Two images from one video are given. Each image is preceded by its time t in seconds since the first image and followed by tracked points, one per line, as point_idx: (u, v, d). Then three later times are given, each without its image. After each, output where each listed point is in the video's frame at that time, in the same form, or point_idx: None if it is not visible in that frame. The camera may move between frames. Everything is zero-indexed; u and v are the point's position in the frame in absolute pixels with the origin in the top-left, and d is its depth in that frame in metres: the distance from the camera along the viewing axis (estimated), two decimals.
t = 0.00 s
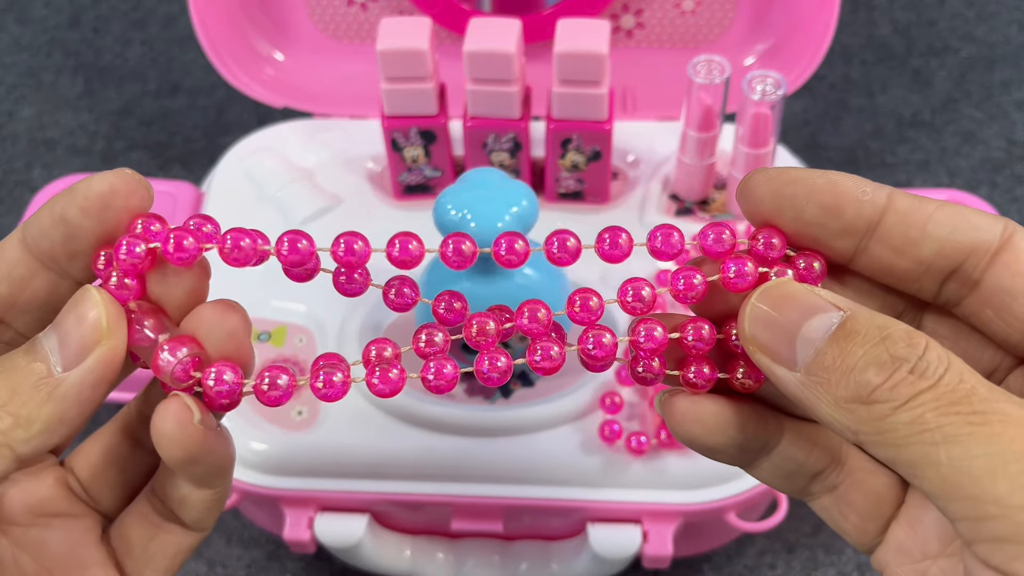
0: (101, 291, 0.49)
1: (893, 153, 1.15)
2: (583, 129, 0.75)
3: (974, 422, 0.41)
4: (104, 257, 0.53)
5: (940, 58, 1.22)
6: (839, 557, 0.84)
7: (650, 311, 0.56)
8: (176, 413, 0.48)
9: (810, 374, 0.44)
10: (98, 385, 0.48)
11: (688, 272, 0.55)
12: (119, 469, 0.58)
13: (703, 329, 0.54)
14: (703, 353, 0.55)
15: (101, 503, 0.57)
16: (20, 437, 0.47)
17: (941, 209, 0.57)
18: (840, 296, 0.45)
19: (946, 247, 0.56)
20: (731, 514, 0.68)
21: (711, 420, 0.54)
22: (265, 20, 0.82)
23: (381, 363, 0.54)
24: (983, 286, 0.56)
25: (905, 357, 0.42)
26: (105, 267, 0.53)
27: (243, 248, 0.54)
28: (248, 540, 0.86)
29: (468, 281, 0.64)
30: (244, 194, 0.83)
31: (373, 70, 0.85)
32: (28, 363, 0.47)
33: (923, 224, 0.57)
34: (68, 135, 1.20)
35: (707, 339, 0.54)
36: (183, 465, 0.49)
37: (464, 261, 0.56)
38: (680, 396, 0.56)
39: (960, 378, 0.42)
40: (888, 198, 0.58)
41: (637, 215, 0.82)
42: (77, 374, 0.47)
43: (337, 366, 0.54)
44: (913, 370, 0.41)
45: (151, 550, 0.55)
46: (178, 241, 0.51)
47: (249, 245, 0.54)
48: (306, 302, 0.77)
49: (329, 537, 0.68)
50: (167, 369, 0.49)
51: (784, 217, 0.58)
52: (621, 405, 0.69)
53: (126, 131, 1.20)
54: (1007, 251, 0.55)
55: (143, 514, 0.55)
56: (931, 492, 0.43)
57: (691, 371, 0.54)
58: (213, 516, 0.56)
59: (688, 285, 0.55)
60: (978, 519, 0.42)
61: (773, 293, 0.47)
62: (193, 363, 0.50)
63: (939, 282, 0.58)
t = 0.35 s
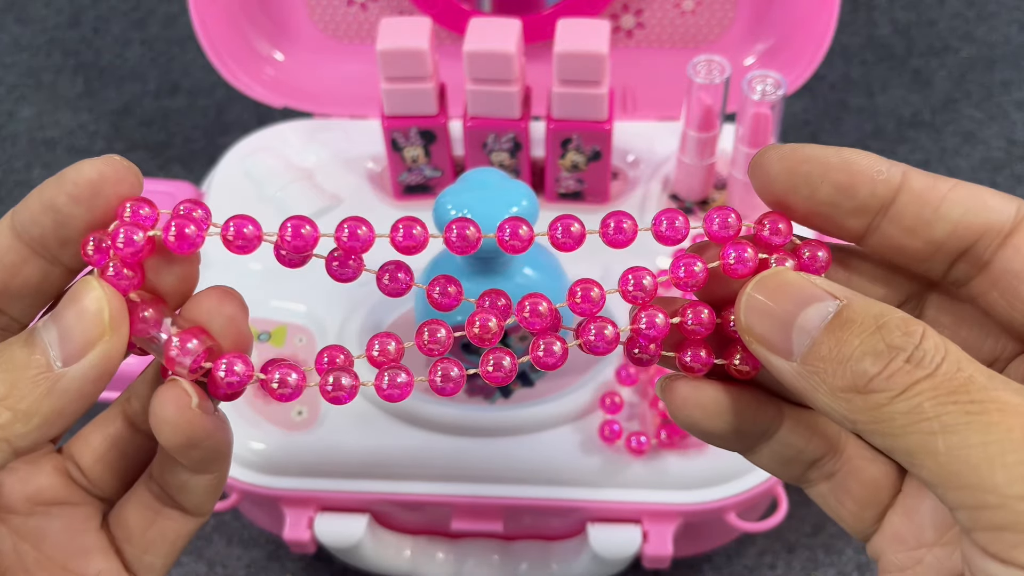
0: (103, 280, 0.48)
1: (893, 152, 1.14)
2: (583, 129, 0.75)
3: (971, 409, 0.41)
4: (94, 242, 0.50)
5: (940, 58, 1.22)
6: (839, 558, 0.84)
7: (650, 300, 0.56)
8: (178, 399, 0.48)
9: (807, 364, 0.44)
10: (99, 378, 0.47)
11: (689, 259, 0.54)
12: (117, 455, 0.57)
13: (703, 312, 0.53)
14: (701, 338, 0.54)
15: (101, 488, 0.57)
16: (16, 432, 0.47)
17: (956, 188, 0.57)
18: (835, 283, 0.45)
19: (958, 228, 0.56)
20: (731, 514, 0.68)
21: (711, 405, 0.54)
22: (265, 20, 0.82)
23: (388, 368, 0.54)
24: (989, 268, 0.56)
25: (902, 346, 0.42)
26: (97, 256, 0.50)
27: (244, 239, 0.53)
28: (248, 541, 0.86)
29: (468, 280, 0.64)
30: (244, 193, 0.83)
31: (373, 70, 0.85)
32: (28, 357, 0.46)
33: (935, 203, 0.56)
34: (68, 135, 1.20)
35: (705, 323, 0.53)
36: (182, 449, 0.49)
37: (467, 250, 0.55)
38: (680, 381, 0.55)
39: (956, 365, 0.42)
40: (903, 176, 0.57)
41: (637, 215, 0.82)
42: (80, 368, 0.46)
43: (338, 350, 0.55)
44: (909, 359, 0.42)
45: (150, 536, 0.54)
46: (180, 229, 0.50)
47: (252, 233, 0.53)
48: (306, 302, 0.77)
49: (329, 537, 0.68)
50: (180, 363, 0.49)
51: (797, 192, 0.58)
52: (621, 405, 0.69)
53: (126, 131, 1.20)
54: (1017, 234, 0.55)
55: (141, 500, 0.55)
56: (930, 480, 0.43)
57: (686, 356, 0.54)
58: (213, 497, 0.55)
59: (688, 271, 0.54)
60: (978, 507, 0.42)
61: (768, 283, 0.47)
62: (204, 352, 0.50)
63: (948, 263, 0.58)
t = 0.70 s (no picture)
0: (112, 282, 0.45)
1: (893, 153, 1.15)
2: (584, 129, 0.74)
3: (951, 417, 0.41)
4: (87, 232, 0.48)
5: (940, 58, 1.22)
6: (840, 558, 0.84)
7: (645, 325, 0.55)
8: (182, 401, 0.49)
9: (788, 364, 0.45)
10: (101, 388, 0.45)
11: (677, 276, 0.54)
12: (125, 451, 0.57)
13: (689, 329, 0.53)
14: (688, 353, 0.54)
15: (110, 484, 0.57)
16: (13, 440, 0.45)
17: (935, 207, 0.53)
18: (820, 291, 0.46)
19: (939, 251, 0.53)
20: (731, 514, 0.68)
21: (694, 412, 0.55)
22: (265, 20, 0.82)
23: (398, 410, 0.54)
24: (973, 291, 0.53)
25: (883, 349, 0.42)
26: (92, 244, 0.48)
27: (251, 250, 0.52)
28: (248, 541, 0.86)
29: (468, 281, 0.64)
30: (244, 193, 0.83)
31: (373, 70, 0.85)
32: (29, 361, 0.44)
33: (916, 225, 0.53)
34: (68, 135, 1.20)
35: (685, 341, 0.53)
36: (189, 445, 0.50)
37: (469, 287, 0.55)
38: (662, 391, 0.56)
39: (937, 372, 0.42)
40: (880, 197, 0.52)
41: (637, 215, 0.82)
42: (81, 375, 0.44)
43: (347, 370, 0.54)
44: (890, 362, 0.42)
45: (161, 534, 0.55)
46: (186, 226, 0.49)
47: (257, 245, 0.52)
48: (306, 302, 0.76)
49: (330, 536, 0.68)
50: (202, 367, 0.48)
51: (771, 226, 0.53)
52: (621, 405, 0.69)
53: (126, 131, 1.20)
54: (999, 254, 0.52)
55: (151, 497, 0.55)
56: (907, 485, 0.43)
57: (675, 372, 0.53)
58: (222, 491, 0.55)
59: (676, 287, 0.54)
60: (953, 513, 0.41)
61: (750, 285, 0.47)
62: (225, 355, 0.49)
63: (928, 279, 0.54)
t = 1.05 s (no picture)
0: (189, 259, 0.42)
1: (893, 153, 1.15)
2: (583, 129, 0.74)
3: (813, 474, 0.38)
4: (168, 227, 0.47)
5: (940, 58, 1.22)
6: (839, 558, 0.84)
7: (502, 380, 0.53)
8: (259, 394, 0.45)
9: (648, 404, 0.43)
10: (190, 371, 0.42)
11: (523, 329, 0.53)
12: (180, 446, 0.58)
13: (515, 429, 0.50)
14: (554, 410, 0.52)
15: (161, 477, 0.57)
16: (98, 428, 0.42)
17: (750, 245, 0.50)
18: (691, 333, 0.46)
19: (762, 292, 0.50)
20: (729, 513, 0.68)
21: (563, 465, 0.56)
22: (265, 20, 0.82)
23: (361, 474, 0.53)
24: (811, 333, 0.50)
25: (734, 390, 0.40)
26: (173, 240, 0.47)
27: (306, 246, 0.52)
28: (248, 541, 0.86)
29: (468, 281, 0.64)
30: (244, 194, 0.83)
31: (373, 70, 0.85)
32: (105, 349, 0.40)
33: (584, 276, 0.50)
34: (68, 135, 1.21)
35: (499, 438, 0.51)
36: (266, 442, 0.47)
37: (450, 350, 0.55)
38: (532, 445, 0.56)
39: (783, 417, 0.39)
40: (691, 247, 0.50)
41: (637, 215, 0.82)
42: (168, 359, 0.41)
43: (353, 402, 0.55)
44: (740, 404, 0.40)
45: (217, 532, 0.53)
46: (265, 209, 0.48)
47: (314, 240, 0.52)
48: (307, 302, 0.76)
49: (329, 537, 0.68)
50: (284, 357, 0.45)
51: (589, 287, 0.50)
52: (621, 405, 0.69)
53: (126, 131, 1.21)
54: (821, 287, 0.49)
55: (206, 493, 0.54)
56: (752, 534, 0.41)
57: (537, 431, 0.52)
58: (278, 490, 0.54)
59: (523, 341, 0.52)
60: (789, 571, 0.40)
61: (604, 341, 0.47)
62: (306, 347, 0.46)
63: (764, 320, 0.52)
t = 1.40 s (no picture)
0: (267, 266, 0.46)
1: (893, 153, 1.15)
2: (584, 128, 0.74)
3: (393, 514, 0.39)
4: (264, 236, 0.51)
5: (941, 57, 1.22)
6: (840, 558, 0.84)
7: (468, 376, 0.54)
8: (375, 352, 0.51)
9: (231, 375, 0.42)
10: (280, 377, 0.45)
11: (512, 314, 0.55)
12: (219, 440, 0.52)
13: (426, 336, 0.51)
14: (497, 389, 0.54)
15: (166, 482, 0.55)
16: (205, 436, 0.43)
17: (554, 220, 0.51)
18: (368, 372, 0.40)
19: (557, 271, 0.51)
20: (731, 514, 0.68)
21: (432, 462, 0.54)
22: (265, 20, 0.82)
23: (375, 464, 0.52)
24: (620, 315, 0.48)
25: (407, 476, 0.38)
26: (276, 245, 0.51)
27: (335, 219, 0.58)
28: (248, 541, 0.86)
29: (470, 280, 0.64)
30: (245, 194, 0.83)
31: (373, 69, 0.84)
32: (214, 355, 0.41)
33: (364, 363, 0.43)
34: (67, 135, 1.21)
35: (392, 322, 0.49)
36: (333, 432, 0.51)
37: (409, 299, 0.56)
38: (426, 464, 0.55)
39: (455, 502, 0.37)
40: (501, 224, 0.52)
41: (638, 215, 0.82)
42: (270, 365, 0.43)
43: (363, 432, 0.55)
44: (412, 493, 0.38)
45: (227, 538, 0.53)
46: (309, 216, 0.57)
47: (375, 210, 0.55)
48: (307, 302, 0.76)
49: (328, 540, 0.69)
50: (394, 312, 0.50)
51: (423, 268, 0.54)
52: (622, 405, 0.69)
53: (125, 131, 1.21)
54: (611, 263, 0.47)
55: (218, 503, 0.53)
56: None
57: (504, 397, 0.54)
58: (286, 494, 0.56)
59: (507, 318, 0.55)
60: None
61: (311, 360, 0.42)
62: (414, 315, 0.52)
63: (580, 298, 0.53)
